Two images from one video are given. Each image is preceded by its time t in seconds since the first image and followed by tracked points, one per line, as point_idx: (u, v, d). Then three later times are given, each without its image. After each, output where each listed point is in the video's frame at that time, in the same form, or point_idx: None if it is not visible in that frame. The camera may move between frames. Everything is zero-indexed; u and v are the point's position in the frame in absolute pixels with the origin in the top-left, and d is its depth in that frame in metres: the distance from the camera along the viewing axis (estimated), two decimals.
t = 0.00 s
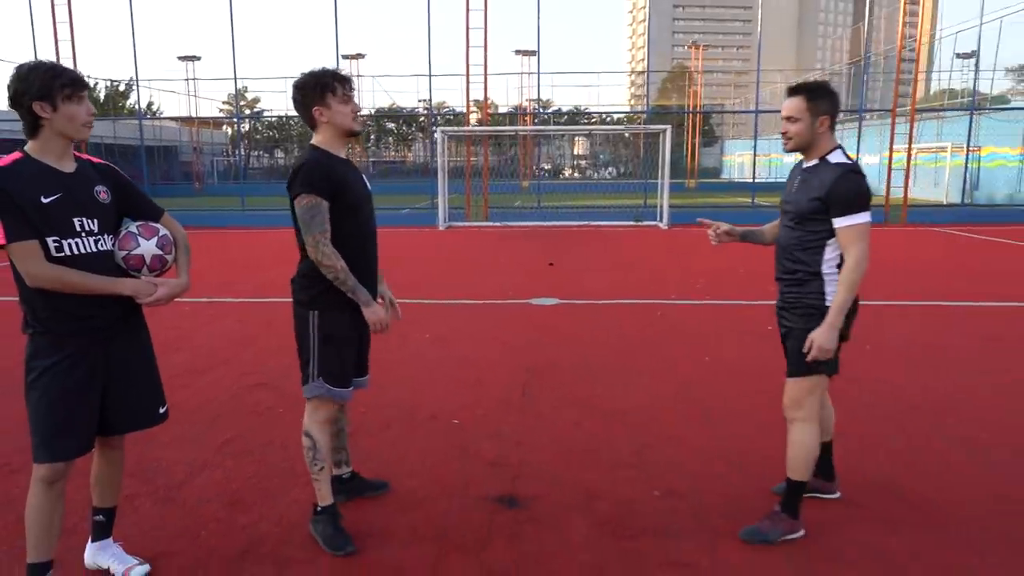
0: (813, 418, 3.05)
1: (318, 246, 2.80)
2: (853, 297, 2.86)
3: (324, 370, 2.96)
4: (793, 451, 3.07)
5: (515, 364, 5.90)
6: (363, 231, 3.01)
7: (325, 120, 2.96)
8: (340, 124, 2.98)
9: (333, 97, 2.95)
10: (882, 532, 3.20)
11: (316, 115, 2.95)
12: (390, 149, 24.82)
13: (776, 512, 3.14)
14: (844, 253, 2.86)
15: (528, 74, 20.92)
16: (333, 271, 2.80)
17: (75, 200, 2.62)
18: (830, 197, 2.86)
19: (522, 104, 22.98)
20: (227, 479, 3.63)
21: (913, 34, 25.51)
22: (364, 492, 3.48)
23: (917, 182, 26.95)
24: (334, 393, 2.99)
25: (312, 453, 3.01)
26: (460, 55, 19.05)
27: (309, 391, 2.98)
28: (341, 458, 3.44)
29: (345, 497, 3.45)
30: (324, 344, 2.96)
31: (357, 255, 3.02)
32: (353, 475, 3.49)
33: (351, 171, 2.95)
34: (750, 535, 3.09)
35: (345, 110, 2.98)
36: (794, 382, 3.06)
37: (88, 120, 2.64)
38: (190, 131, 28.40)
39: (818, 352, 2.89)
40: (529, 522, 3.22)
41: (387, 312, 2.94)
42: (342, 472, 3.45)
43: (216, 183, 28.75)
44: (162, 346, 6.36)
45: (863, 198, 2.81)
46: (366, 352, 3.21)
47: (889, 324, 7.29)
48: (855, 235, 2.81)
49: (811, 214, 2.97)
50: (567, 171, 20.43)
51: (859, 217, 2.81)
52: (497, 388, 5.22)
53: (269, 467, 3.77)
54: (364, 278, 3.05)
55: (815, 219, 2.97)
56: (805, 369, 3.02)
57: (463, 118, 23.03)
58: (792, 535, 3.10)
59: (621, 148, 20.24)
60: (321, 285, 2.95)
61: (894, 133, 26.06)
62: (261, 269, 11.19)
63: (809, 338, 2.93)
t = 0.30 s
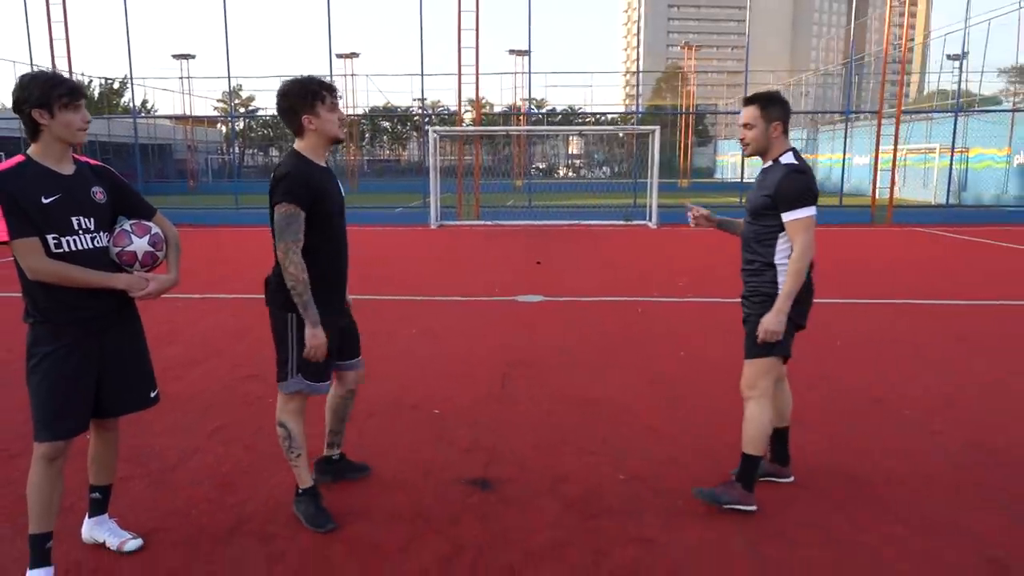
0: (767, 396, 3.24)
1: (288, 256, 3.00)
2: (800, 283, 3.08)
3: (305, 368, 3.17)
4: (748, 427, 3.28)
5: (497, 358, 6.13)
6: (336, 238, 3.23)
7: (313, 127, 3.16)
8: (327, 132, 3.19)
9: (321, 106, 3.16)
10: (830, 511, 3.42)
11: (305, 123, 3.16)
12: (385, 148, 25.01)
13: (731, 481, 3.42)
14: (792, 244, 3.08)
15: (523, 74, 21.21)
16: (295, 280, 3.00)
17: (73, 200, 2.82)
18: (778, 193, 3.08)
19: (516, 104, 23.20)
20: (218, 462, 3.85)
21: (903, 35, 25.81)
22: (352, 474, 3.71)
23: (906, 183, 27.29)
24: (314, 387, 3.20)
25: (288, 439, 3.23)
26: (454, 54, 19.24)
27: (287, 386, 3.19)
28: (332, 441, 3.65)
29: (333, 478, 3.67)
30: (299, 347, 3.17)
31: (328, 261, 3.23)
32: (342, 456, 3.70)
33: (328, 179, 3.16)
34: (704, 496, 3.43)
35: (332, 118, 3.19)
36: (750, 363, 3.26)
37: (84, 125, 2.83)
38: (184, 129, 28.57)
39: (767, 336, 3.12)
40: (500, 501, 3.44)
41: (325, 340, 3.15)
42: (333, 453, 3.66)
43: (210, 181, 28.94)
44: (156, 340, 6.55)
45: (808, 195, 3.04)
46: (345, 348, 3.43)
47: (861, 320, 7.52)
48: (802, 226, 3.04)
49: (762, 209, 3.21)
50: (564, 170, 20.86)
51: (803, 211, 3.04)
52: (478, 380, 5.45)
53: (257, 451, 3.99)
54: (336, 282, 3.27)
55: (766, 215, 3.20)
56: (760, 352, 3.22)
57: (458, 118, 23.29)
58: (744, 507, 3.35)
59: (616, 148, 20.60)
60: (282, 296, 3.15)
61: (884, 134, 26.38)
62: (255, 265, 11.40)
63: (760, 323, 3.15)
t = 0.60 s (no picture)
0: (751, 385, 3.37)
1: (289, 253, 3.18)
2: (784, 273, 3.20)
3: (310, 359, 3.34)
4: (734, 415, 3.42)
5: (502, 353, 6.31)
6: (340, 240, 3.40)
7: (328, 132, 3.30)
8: (341, 136, 3.34)
9: (337, 112, 3.30)
10: (813, 499, 3.54)
11: (321, 127, 3.30)
12: (401, 147, 25.23)
13: (720, 469, 3.57)
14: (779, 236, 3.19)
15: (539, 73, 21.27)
16: (290, 277, 3.18)
17: (95, 197, 3.02)
18: (765, 187, 3.21)
19: (531, 103, 23.31)
20: (231, 446, 4.05)
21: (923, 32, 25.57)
22: (389, 463, 3.82)
23: (924, 181, 27.00)
24: (318, 375, 3.38)
25: (295, 424, 3.41)
26: (470, 53, 19.37)
27: (296, 372, 3.38)
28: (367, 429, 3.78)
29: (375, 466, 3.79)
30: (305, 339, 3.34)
31: (331, 261, 3.39)
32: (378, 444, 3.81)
33: (332, 182, 3.32)
34: (693, 482, 3.60)
35: (346, 123, 3.34)
36: (737, 353, 3.39)
37: (105, 129, 3.02)
38: (204, 129, 28.99)
39: (751, 321, 3.24)
40: (496, 485, 3.61)
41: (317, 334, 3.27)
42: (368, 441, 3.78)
43: (229, 180, 29.35)
44: (173, 333, 6.79)
45: (795, 189, 3.15)
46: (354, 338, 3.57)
47: (864, 317, 7.60)
48: (788, 219, 3.14)
49: (750, 204, 3.34)
50: (579, 170, 20.76)
51: (789, 204, 3.14)
52: (483, 373, 5.62)
53: (267, 436, 4.19)
54: (339, 280, 3.43)
55: (755, 209, 3.33)
56: (746, 342, 3.36)
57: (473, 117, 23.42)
58: (731, 492, 3.50)
59: (632, 147, 20.45)
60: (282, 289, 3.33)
61: (901, 132, 26.22)
62: (271, 263, 11.68)
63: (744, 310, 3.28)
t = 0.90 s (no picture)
0: (767, 385, 3.40)
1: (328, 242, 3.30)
2: (809, 271, 3.21)
3: (351, 347, 3.46)
4: (751, 414, 3.45)
5: (528, 349, 6.41)
6: (382, 232, 3.51)
7: (369, 128, 3.42)
8: (382, 131, 3.44)
9: (374, 107, 3.41)
10: (830, 498, 3.56)
11: (362, 124, 3.42)
12: (439, 147, 25.50)
13: (738, 468, 3.57)
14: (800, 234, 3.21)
15: (575, 72, 21.29)
16: (331, 264, 3.31)
17: (139, 194, 3.19)
18: (783, 185, 3.23)
19: (568, 103, 23.35)
20: (264, 434, 4.22)
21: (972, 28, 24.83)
22: (412, 455, 3.92)
23: (973, 181, 26.18)
24: (359, 364, 3.49)
25: (332, 412, 3.53)
26: (506, 54, 19.46)
27: (336, 362, 3.50)
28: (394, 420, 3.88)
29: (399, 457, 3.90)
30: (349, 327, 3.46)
31: (373, 254, 3.50)
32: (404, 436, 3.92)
33: (371, 175, 3.42)
34: (714, 483, 3.56)
35: (386, 118, 3.44)
36: (755, 354, 3.42)
37: (149, 130, 3.19)
38: (246, 128, 29.67)
39: (779, 322, 3.26)
40: (516, 477, 3.70)
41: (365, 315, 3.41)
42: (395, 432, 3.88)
43: (270, 179, 30.00)
44: (213, 327, 7.04)
45: (813, 186, 3.16)
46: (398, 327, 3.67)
47: (896, 317, 7.51)
48: (807, 217, 3.16)
49: (769, 202, 3.37)
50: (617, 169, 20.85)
51: (807, 203, 3.16)
52: (508, 368, 5.73)
53: (298, 425, 4.35)
54: (381, 270, 3.54)
55: (773, 208, 3.36)
56: (767, 343, 3.38)
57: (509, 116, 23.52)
58: (751, 490, 3.52)
59: (670, 146, 20.49)
60: (328, 279, 3.47)
61: (948, 131, 25.55)
62: (308, 260, 11.95)
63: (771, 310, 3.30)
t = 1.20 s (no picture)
0: (777, 388, 3.42)
1: (360, 225, 3.37)
2: (827, 273, 3.19)
3: (390, 336, 3.54)
4: (764, 417, 3.46)
5: (551, 346, 6.45)
6: (421, 222, 3.57)
7: (414, 124, 3.51)
8: (426, 129, 3.53)
9: (422, 105, 3.48)
10: (848, 496, 3.54)
11: (408, 120, 3.51)
12: (469, 146, 25.67)
13: (758, 470, 3.55)
14: (816, 234, 3.19)
15: (606, 70, 21.29)
16: (360, 244, 3.37)
17: (169, 188, 3.30)
18: (801, 183, 3.21)
19: (599, 102, 23.26)
20: (289, 425, 4.32)
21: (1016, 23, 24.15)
22: (433, 447, 3.97)
23: (1015, 181, 25.41)
24: (399, 353, 3.56)
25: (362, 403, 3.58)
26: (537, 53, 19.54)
27: (376, 352, 3.58)
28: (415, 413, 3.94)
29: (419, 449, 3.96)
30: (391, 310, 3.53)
31: (412, 243, 3.56)
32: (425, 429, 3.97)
33: (413, 167, 3.49)
34: (736, 489, 3.52)
35: (431, 117, 3.52)
36: (764, 356, 3.42)
37: (180, 126, 3.30)
38: (281, 128, 30.19)
39: (800, 327, 3.24)
40: (533, 470, 3.73)
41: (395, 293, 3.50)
42: (416, 426, 3.94)
43: (303, 178, 30.48)
44: (243, 321, 7.20)
45: (830, 185, 3.15)
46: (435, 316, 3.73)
47: (928, 318, 7.38)
48: (824, 217, 3.15)
49: (783, 200, 3.33)
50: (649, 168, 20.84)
51: (826, 202, 3.14)
52: (529, 364, 5.78)
53: (321, 417, 4.45)
54: (419, 260, 3.59)
55: (786, 206, 3.33)
56: (777, 345, 3.38)
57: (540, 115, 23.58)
58: (771, 491, 3.51)
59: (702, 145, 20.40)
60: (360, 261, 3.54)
61: (989, 130, 24.87)
62: (338, 257, 12.16)
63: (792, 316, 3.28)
